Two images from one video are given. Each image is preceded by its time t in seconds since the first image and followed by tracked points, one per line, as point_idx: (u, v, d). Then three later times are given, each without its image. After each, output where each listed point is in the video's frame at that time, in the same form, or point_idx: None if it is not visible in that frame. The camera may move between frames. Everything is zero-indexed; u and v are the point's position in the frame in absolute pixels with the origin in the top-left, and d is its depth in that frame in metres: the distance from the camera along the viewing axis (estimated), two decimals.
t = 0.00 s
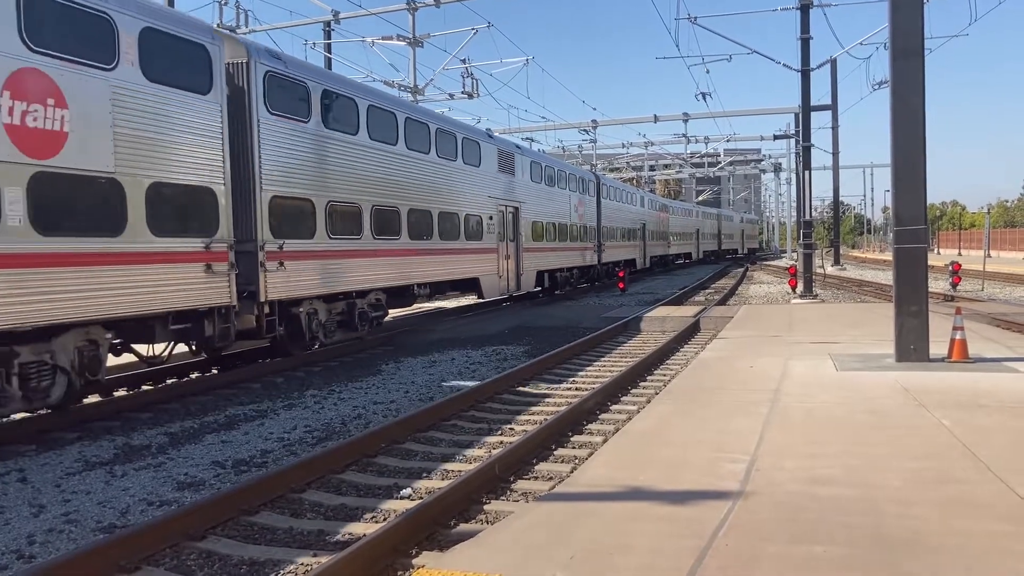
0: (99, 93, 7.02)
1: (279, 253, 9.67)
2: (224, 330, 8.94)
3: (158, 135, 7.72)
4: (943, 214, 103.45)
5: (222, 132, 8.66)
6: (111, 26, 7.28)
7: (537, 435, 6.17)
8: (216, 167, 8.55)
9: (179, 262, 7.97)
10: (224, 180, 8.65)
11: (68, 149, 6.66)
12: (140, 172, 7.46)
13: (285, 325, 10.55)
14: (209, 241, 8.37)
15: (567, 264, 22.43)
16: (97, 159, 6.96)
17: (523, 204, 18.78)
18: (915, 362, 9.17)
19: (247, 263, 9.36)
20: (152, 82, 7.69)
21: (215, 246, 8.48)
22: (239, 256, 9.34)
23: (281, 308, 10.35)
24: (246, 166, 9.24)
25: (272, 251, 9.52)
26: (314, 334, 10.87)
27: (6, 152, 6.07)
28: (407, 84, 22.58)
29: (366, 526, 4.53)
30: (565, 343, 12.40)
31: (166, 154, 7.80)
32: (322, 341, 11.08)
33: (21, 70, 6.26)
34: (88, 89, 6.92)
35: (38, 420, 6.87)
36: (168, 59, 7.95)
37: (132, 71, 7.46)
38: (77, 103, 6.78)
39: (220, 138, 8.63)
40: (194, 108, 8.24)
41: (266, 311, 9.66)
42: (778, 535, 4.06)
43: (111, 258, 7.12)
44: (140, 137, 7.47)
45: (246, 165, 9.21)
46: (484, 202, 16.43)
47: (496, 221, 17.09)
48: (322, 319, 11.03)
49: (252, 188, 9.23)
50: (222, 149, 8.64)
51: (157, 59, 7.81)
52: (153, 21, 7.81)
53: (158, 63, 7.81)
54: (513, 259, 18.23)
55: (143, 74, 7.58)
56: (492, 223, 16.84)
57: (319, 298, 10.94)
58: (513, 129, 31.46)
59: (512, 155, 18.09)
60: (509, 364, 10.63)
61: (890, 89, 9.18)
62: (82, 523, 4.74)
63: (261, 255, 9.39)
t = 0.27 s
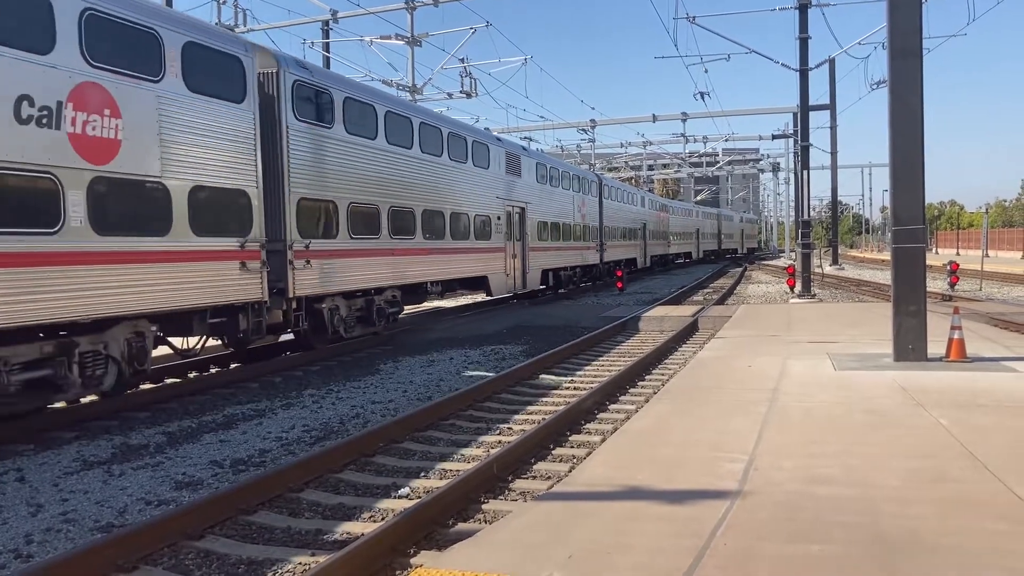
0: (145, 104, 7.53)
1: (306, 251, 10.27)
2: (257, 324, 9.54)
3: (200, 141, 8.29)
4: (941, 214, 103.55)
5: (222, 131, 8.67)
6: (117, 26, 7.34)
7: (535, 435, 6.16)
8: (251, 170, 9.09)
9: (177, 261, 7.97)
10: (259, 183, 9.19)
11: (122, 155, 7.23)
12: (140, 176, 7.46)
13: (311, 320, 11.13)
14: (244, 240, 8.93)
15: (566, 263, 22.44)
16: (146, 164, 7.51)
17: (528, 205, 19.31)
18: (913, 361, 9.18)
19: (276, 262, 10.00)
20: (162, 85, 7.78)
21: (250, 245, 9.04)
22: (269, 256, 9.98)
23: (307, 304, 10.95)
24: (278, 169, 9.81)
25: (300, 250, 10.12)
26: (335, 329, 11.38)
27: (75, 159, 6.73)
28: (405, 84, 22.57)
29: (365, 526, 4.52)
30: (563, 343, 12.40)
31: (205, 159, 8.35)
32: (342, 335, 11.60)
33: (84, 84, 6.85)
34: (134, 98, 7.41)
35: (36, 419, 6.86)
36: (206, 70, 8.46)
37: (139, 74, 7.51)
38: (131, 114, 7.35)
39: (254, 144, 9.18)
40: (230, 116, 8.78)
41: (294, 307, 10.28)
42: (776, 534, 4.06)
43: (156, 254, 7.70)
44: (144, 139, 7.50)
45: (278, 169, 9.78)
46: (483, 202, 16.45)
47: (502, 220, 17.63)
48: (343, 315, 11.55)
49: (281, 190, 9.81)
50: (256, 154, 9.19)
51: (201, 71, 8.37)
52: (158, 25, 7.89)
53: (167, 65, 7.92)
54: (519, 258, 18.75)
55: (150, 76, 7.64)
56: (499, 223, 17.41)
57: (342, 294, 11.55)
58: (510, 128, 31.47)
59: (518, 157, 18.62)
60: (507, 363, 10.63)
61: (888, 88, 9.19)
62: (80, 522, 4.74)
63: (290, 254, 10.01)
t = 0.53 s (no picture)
0: (143, 105, 7.61)
1: (330, 251, 10.82)
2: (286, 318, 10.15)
3: (231, 148, 8.87)
4: (938, 214, 103.72)
5: (220, 131, 8.68)
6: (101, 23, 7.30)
7: (532, 435, 6.16)
8: (276, 175, 9.67)
9: (169, 261, 7.98)
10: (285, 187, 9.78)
11: (167, 162, 7.92)
12: (122, 176, 7.32)
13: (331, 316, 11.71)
14: (273, 240, 9.57)
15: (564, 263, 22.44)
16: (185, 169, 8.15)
17: (533, 205, 19.82)
18: (910, 361, 9.20)
19: (302, 260, 10.47)
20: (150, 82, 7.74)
21: (279, 245, 9.69)
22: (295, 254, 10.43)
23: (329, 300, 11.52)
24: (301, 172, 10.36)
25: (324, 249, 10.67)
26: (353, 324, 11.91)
27: (114, 162, 7.25)
28: (403, 83, 22.56)
29: (362, 525, 4.53)
30: (561, 343, 12.40)
31: (235, 165, 8.94)
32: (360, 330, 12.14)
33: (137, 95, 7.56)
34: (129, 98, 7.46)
35: (33, 419, 6.84)
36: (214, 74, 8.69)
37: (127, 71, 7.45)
38: (175, 122, 8.05)
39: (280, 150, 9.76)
40: (257, 123, 9.35)
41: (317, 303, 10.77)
42: (774, 534, 4.07)
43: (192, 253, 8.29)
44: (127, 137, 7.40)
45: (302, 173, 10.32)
46: (481, 202, 16.46)
47: (509, 221, 18.18)
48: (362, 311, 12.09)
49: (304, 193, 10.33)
50: (282, 159, 9.77)
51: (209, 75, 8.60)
52: (150, 22, 7.88)
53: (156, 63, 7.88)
54: (525, 257, 19.26)
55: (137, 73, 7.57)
56: (506, 223, 17.99)
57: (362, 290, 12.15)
58: (508, 128, 31.47)
59: (524, 159, 19.18)
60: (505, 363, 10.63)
61: (886, 89, 9.21)
62: (78, 522, 4.73)
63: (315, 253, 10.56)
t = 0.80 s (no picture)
0: (161, 108, 7.91)
1: (351, 251, 11.34)
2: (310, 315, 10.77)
3: (260, 153, 9.43)
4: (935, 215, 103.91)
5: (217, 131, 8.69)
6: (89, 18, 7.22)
7: (530, 435, 6.16)
8: (300, 178, 10.24)
9: (164, 261, 7.96)
10: (310, 189, 10.38)
11: (206, 167, 8.54)
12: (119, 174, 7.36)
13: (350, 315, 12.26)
14: (299, 240, 10.17)
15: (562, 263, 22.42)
16: (220, 173, 8.75)
17: (538, 206, 20.32)
18: (907, 362, 9.21)
19: (325, 259, 10.96)
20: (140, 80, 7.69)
21: (304, 245, 10.28)
22: (318, 254, 10.91)
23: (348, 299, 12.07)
24: (323, 176, 10.94)
25: (346, 249, 11.19)
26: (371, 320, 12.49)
27: (158, 167, 7.86)
28: (400, 83, 22.53)
29: (359, 525, 4.53)
30: (558, 343, 12.40)
31: (264, 169, 9.51)
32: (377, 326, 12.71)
33: (181, 106, 8.22)
34: (117, 95, 7.39)
35: (29, 418, 6.82)
36: (218, 78, 8.80)
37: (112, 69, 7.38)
38: (212, 130, 8.65)
39: (304, 155, 10.33)
40: (281, 129, 9.86)
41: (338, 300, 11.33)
42: (771, 534, 4.08)
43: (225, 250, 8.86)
44: (110, 134, 7.29)
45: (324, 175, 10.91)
46: (479, 202, 16.45)
47: (515, 222, 18.74)
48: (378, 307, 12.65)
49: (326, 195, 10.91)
50: (306, 163, 10.34)
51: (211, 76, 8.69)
52: (143, 20, 7.87)
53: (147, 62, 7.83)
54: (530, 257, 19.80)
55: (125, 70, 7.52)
56: (514, 225, 18.57)
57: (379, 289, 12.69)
58: (506, 129, 31.45)
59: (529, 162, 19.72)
60: (502, 364, 10.63)
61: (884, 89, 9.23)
62: (75, 522, 4.73)
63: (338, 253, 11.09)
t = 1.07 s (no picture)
0: (199, 118, 8.45)
1: (369, 251, 11.95)
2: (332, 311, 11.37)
3: (288, 160, 9.98)
4: (932, 215, 104.11)
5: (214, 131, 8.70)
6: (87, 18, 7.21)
7: (528, 435, 6.17)
8: (324, 181, 10.78)
9: (160, 262, 7.96)
10: (333, 192, 10.93)
11: (239, 172, 9.09)
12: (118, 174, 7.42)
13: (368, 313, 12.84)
14: (322, 240, 10.70)
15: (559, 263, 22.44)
16: (253, 179, 9.31)
17: (541, 207, 20.88)
18: (904, 362, 9.22)
19: (347, 259, 11.57)
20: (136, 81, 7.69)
21: (327, 245, 10.83)
22: (340, 254, 11.52)
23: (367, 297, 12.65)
24: (345, 178, 11.46)
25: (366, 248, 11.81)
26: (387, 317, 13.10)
27: (196, 173, 8.40)
28: (398, 83, 22.53)
29: (356, 526, 4.53)
30: (556, 343, 12.41)
31: (292, 174, 10.05)
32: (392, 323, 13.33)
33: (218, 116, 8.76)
34: (112, 95, 7.38)
35: (26, 419, 6.81)
36: (298, 102, 10.24)
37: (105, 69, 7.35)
38: (245, 137, 9.19)
39: (326, 160, 10.85)
40: (306, 136, 10.38)
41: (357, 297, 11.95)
42: (768, 534, 4.09)
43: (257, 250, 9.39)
44: (104, 134, 7.26)
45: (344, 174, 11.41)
46: (477, 202, 16.46)
47: (520, 223, 19.34)
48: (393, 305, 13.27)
49: (348, 196, 11.45)
50: (328, 167, 10.87)
51: (218, 78, 8.77)
52: (142, 21, 7.85)
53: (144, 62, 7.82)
54: (534, 257, 20.38)
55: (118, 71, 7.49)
56: (518, 225, 19.16)
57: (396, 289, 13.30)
58: (503, 128, 31.44)
59: (534, 165, 20.30)
60: (500, 364, 10.65)
61: (881, 90, 9.24)
62: (72, 523, 4.73)
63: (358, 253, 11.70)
